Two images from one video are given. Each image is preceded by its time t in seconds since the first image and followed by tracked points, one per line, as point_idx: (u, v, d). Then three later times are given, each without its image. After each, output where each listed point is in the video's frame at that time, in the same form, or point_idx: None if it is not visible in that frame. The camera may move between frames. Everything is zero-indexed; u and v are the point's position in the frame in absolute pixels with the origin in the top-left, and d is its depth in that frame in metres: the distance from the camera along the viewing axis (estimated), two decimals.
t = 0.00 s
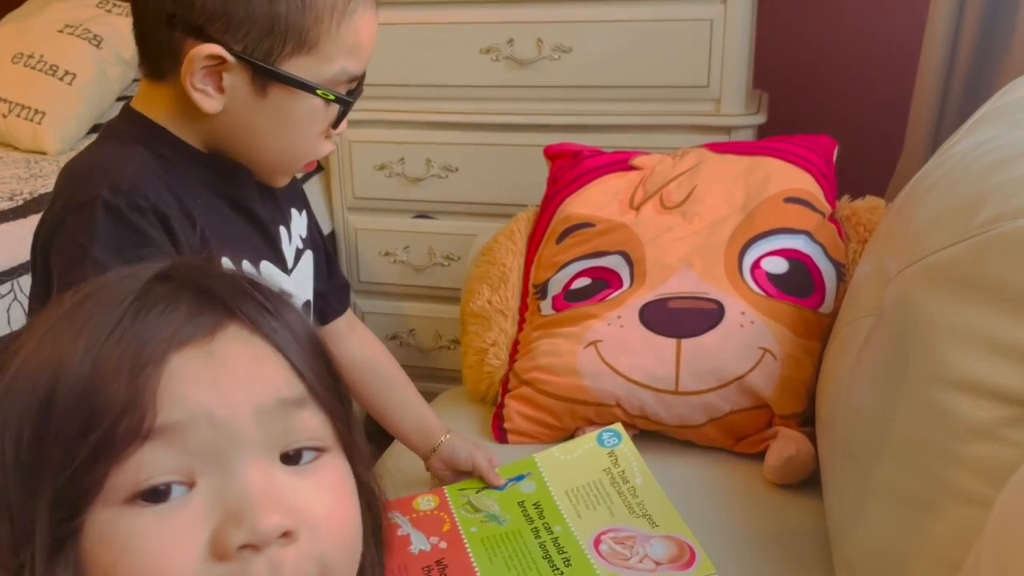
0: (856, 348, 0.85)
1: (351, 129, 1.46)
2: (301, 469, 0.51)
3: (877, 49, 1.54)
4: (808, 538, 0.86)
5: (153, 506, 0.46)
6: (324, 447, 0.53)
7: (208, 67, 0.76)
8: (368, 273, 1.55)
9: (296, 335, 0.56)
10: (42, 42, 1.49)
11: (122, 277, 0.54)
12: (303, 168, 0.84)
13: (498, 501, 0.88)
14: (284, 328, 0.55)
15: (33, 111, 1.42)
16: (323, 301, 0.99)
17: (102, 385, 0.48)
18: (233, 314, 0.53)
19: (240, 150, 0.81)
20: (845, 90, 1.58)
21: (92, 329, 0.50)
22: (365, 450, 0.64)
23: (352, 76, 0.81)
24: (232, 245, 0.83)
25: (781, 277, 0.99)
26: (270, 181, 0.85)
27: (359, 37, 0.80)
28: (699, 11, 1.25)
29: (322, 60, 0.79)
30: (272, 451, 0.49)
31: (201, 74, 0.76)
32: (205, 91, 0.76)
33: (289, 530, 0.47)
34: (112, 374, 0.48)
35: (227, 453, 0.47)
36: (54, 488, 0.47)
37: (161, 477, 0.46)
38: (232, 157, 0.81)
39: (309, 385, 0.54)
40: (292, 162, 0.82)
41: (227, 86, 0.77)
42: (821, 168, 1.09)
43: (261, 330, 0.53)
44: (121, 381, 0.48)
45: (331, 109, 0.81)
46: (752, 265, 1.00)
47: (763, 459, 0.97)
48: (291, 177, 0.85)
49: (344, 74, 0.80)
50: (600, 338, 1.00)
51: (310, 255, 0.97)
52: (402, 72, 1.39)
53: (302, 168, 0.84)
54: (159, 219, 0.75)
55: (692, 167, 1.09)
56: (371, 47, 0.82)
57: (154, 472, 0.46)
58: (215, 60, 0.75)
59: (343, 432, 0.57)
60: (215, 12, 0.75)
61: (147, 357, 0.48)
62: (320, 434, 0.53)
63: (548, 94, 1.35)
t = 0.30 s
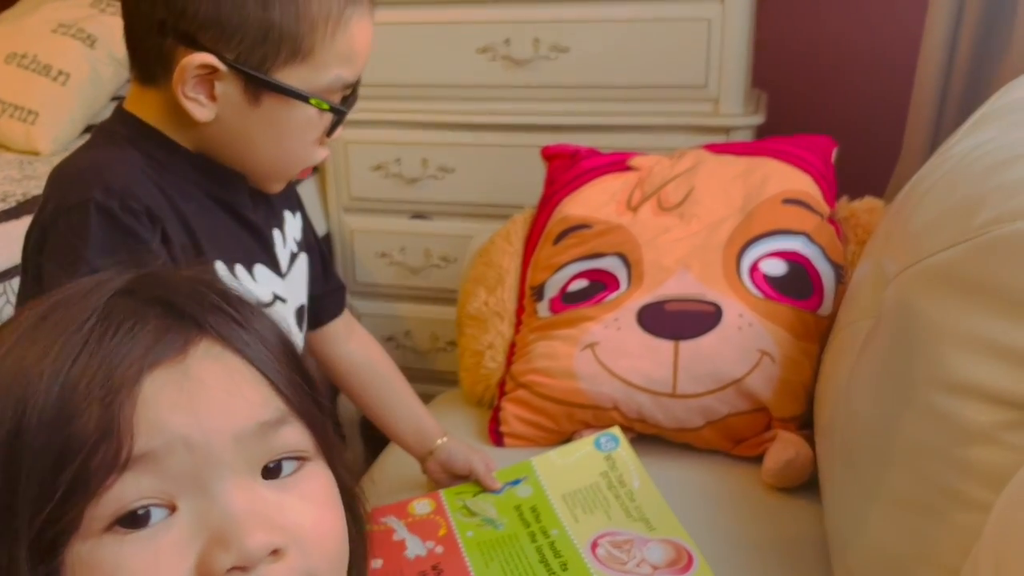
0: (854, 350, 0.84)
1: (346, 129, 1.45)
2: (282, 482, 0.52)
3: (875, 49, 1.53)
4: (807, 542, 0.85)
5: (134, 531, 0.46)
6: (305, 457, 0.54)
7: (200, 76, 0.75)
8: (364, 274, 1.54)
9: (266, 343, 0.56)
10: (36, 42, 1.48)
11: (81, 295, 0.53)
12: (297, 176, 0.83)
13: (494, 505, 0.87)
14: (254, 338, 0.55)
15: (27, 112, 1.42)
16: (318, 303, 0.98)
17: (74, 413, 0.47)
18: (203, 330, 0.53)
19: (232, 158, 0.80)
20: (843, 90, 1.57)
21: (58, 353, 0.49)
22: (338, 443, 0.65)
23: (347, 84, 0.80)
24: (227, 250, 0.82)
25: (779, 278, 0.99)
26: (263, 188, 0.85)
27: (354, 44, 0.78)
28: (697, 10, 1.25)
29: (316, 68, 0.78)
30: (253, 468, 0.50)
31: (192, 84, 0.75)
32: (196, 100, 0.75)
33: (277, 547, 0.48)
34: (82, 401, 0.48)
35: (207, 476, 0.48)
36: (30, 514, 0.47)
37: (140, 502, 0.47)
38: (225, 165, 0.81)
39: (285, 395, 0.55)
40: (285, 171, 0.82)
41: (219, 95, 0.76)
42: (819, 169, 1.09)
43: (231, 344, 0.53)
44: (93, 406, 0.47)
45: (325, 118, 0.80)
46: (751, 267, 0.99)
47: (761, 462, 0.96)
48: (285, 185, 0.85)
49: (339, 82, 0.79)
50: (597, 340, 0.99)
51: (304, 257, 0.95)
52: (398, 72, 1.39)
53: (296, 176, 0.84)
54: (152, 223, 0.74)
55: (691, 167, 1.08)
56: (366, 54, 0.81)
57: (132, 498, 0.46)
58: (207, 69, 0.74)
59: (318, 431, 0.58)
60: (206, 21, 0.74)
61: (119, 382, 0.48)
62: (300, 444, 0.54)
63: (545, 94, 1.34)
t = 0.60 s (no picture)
0: (849, 351, 0.85)
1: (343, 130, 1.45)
2: (265, 503, 0.52)
3: (870, 50, 1.54)
4: (802, 541, 0.86)
5: (106, 554, 0.47)
6: (291, 477, 0.55)
7: (202, 82, 0.75)
8: (361, 274, 1.55)
9: (254, 359, 0.57)
10: (33, 43, 1.48)
11: (63, 312, 0.54)
12: (299, 183, 0.84)
13: (491, 504, 0.87)
14: (242, 354, 0.56)
15: (25, 112, 1.42)
16: (318, 304, 0.98)
17: (49, 433, 0.48)
18: (186, 347, 0.53)
19: (234, 163, 0.80)
20: (838, 90, 1.58)
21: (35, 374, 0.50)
22: (335, 447, 0.66)
23: (351, 94, 0.80)
24: (230, 256, 0.82)
25: (775, 278, 0.99)
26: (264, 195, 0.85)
27: (359, 54, 0.79)
28: (693, 12, 1.25)
29: (319, 78, 0.78)
30: (232, 489, 0.51)
31: (193, 89, 0.75)
32: (198, 105, 0.76)
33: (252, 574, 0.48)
34: (56, 422, 0.48)
35: (182, 498, 0.48)
36: (3, 529, 0.49)
37: (114, 524, 0.47)
38: (226, 169, 0.81)
39: (270, 413, 0.55)
40: (286, 178, 0.82)
41: (221, 101, 0.76)
42: (814, 170, 1.09)
43: (217, 361, 0.54)
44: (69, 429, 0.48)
45: (328, 128, 0.80)
46: (746, 268, 1.00)
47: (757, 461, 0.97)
48: (288, 191, 0.85)
49: (342, 92, 0.79)
50: (594, 340, 1.00)
51: (305, 260, 0.96)
52: (395, 73, 1.39)
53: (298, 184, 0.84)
54: (157, 228, 0.74)
55: (686, 168, 1.09)
56: (372, 63, 0.81)
57: (105, 520, 0.47)
58: (209, 75, 0.75)
59: (310, 446, 0.59)
60: (210, 28, 0.74)
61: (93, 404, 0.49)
62: (285, 464, 0.54)
63: (542, 94, 1.35)
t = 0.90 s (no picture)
0: (844, 349, 0.85)
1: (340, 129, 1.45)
2: (267, 507, 0.53)
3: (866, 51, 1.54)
4: (797, 539, 0.86)
5: (110, 563, 0.47)
6: (291, 479, 0.55)
7: (190, 88, 0.75)
8: (357, 274, 1.55)
9: (250, 362, 0.57)
10: (30, 42, 1.48)
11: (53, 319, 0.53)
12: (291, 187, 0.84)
13: (488, 503, 0.87)
14: (237, 358, 0.56)
15: (21, 111, 1.42)
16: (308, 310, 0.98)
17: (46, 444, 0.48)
18: (181, 351, 0.53)
19: (225, 167, 0.80)
20: (834, 90, 1.58)
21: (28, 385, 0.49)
22: (328, 449, 0.67)
23: (344, 102, 0.80)
24: (224, 262, 0.82)
25: (770, 278, 1.00)
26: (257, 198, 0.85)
27: (353, 61, 0.78)
28: (689, 12, 1.26)
29: (310, 86, 0.78)
30: (233, 495, 0.51)
31: (182, 94, 0.75)
32: (187, 111, 0.76)
33: None
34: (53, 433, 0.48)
35: (184, 508, 0.48)
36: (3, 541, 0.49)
37: (116, 533, 0.47)
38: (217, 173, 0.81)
39: (266, 415, 0.56)
40: (278, 182, 0.82)
41: (210, 106, 0.76)
42: (810, 169, 1.10)
43: (212, 365, 0.54)
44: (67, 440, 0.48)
45: (320, 135, 0.80)
46: (742, 267, 1.00)
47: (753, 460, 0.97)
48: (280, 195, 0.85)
49: (335, 100, 0.79)
50: (590, 339, 1.00)
51: (300, 266, 0.96)
52: (392, 72, 1.39)
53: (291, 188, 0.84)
54: (145, 235, 0.74)
55: (682, 168, 1.09)
56: (367, 71, 0.80)
57: (108, 530, 0.47)
58: (196, 81, 0.75)
59: (306, 447, 0.59)
60: (196, 34, 0.74)
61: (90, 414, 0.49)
62: (286, 467, 0.55)
63: (538, 94, 1.35)
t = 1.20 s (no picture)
0: (842, 348, 0.85)
1: (337, 128, 1.45)
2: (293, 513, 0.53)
3: (863, 50, 1.54)
4: (795, 539, 0.86)
5: None
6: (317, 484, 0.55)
7: (165, 77, 0.74)
8: (355, 273, 1.55)
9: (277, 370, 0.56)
10: (26, 40, 1.48)
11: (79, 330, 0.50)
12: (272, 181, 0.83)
13: (485, 502, 0.87)
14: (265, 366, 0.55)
15: (18, 110, 1.41)
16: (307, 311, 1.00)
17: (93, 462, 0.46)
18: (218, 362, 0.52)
19: (204, 161, 0.80)
20: (831, 89, 1.58)
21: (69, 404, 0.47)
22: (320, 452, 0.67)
23: (326, 98, 0.79)
24: (211, 260, 0.83)
25: (767, 277, 1.00)
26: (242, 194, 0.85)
27: (335, 58, 0.77)
28: (687, 10, 1.25)
29: (290, 80, 0.76)
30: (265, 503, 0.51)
31: (156, 84, 0.74)
32: (163, 100, 0.75)
33: None
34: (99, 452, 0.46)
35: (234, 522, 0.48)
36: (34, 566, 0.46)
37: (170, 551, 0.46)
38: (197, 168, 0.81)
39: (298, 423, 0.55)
40: (257, 176, 0.81)
41: (186, 97, 0.76)
42: (807, 169, 1.10)
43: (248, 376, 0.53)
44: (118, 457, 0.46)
45: (298, 132, 0.79)
46: (739, 266, 1.00)
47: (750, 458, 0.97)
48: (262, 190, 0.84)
49: (315, 96, 0.78)
50: (587, 338, 1.00)
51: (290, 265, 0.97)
52: (389, 71, 1.39)
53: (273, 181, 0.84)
54: (129, 235, 0.75)
55: (679, 167, 1.09)
56: (354, 68, 0.79)
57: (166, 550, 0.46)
58: (171, 70, 0.74)
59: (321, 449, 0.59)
60: (169, 24, 0.74)
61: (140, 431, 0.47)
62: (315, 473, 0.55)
63: (536, 92, 1.35)
